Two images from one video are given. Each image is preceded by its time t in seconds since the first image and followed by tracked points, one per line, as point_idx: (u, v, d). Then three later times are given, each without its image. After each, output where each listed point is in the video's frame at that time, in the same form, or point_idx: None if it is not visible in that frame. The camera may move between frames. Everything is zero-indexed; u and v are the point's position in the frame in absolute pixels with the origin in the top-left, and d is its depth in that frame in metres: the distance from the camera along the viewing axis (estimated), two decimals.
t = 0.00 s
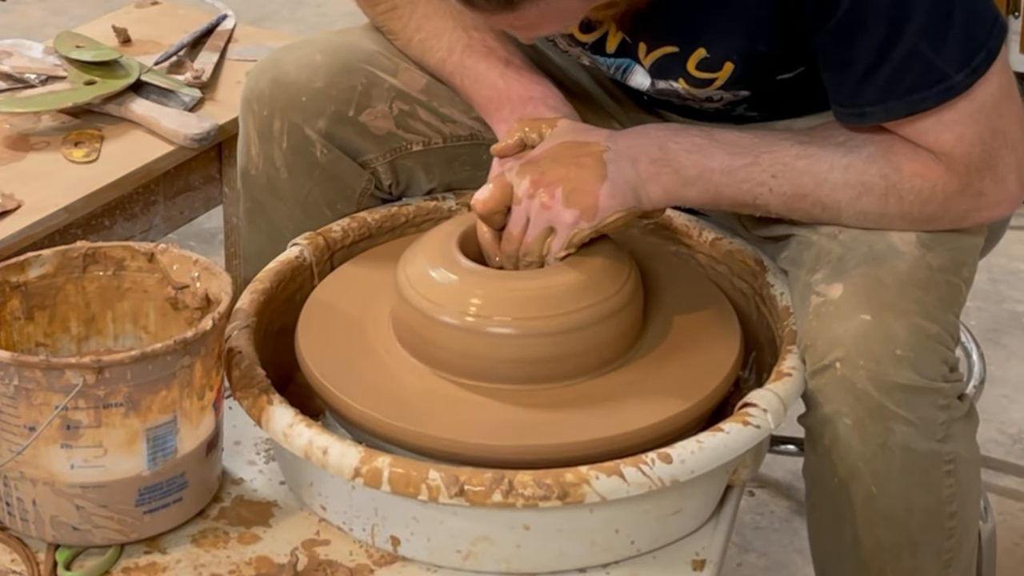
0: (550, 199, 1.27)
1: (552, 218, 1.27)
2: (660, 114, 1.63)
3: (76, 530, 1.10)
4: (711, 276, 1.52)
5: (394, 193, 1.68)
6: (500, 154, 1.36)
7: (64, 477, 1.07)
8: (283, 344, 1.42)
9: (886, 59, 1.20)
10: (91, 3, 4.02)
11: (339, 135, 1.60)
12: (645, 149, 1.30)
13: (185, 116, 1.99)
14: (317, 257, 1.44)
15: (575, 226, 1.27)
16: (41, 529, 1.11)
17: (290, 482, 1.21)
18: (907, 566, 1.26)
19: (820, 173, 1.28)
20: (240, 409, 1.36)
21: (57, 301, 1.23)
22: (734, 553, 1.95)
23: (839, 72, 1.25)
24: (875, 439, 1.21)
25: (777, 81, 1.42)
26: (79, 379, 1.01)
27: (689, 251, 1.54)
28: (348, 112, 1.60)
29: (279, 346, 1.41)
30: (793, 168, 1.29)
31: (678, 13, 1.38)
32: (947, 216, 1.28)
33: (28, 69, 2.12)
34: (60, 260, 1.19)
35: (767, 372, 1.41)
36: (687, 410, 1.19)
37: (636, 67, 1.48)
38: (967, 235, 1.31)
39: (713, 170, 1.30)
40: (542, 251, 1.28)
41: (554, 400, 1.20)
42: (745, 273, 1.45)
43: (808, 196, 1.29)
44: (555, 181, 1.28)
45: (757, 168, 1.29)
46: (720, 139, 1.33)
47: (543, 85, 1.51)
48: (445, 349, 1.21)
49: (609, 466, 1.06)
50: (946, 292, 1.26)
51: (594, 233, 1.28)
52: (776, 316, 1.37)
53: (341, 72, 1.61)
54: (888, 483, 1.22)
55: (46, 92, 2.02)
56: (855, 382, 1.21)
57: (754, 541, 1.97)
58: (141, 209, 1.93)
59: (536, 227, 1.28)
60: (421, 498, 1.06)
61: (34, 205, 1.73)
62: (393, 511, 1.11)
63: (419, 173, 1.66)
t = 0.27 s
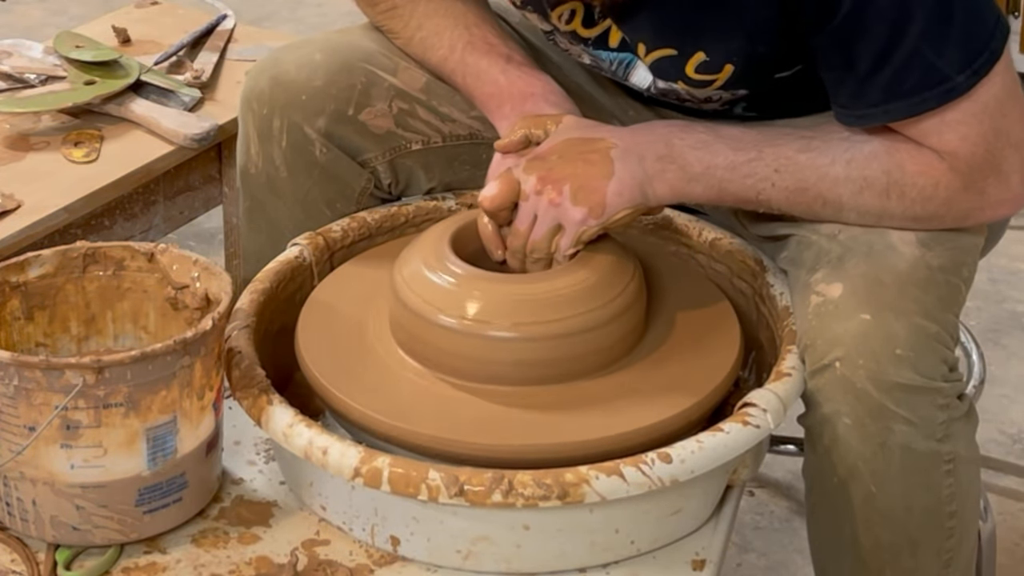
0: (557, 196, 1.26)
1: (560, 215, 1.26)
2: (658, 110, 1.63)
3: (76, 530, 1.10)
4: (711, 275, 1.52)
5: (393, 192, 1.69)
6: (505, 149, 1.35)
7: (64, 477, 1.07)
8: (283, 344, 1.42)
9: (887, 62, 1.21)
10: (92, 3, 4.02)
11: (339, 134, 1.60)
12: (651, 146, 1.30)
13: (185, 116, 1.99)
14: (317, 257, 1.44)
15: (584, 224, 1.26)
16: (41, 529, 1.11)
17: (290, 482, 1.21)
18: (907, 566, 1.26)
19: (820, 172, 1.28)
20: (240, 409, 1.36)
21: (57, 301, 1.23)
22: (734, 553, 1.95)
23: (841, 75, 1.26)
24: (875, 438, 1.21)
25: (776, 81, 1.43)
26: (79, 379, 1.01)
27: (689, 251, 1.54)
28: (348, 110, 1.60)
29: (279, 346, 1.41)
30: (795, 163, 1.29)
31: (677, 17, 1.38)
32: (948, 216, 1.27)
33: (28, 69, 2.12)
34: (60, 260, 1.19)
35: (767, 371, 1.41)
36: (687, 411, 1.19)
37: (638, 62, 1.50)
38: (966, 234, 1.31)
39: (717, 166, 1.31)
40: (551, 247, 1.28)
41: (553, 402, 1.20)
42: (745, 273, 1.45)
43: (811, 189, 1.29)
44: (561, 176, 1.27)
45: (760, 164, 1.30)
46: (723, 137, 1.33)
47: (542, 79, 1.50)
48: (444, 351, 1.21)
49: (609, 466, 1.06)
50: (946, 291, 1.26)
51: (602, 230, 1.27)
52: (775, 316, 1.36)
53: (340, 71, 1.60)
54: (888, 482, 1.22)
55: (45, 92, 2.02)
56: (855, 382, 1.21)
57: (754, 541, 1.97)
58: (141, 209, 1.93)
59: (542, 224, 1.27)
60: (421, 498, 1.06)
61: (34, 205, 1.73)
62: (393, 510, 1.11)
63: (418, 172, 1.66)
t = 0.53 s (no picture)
0: (590, 163, 1.24)
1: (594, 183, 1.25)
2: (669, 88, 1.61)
3: (76, 530, 1.10)
4: (711, 276, 1.52)
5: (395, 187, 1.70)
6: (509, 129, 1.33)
7: (64, 478, 1.07)
8: (282, 344, 1.42)
9: None
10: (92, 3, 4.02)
11: (341, 130, 1.61)
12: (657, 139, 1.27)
13: (185, 116, 1.99)
14: (317, 257, 1.44)
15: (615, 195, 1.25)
16: (41, 529, 1.11)
17: (290, 482, 1.21)
18: (913, 563, 1.26)
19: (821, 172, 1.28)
20: (240, 408, 1.36)
21: (57, 301, 1.23)
22: (734, 553, 1.95)
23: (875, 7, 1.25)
24: (884, 434, 1.21)
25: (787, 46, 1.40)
26: (79, 379, 1.01)
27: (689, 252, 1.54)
28: (349, 106, 1.60)
29: (279, 346, 1.41)
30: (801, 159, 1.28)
31: None
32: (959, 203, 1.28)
33: (28, 69, 2.12)
34: (60, 261, 1.19)
35: (767, 372, 1.41)
36: (686, 412, 1.19)
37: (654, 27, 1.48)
38: (969, 232, 1.31)
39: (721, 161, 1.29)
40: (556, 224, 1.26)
41: (552, 403, 1.19)
42: (745, 274, 1.45)
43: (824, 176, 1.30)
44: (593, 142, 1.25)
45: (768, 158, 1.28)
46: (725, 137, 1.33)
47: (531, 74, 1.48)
48: (444, 352, 1.21)
49: (609, 466, 1.06)
50: (955, 289, 1.26)
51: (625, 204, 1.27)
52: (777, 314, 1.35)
53: (340, 67, 1.60)
54: (896, 479, 1.22)
55: (46, 92, 2.02)
56: (865, 377, 1.21)
57: (754, 541, 1.97)
58: (141, 209, 1.93)
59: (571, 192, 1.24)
60: (421, 498, 1.06)
61: (34, 205, 1.73)
62: (393, 510, 1.11)
63: (419, 168, 1.68)
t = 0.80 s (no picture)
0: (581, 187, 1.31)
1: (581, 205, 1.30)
2: (670, 83, 1.60)
3: (76, 530, 1.10)
4: (711, 276, 1.52)
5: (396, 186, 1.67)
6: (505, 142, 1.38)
7: (64, 478, 1.07)
8: (283, 344, 1.42)
9: None
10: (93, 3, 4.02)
11: (341, 129, 1.60)
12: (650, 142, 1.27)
13: (185, 116, 1.99)
14: (317, 257, 1.44)
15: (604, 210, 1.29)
16: (41, 529, 1.11)
17: (290, 483, 1.20)
18: (914, 562, 1.26)
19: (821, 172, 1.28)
20: (240, 409, 1.36)
21: (57, 301, 1.23)
22: (734, 553, 1.95)
23: None
24: (885, 433, 1.21)
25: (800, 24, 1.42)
26: (79, 379, 1.01)
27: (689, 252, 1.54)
28: (348, 106, 1.60)
29: (279, 346, 1.41)
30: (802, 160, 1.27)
31: None
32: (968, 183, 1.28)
33: (28, 69, 2.12)
34: (59, 261, 1.19)
35: (767, 372, 1.41)
36: (686, 412, 1.19)
37: None
38: (972, 233, 1.30)
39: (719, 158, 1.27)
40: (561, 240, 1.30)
41: (553, 403, 1.20)
42: (745, 274, 1.45)
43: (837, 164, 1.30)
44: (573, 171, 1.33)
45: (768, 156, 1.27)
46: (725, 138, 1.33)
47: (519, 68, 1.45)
48: (444, 352, 1.21)
49: (609, 466, 1.06)
50: (955, 289, 1.25)
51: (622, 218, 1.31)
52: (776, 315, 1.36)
53: (339, 68, 1.60)
54: (896, 478, 1.22)
55: (46, 92, 2.02)
56: (866, 377, 1.21)
57: (754, 541, 1.97)
58: (141, 209, 1.93)
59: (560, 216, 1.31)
60: (421, 498, 1.06)
61: (34, 205, 1.73)
62: (393, 510, 1.11)
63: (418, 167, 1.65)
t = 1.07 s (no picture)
0: (589, 203, 1.30)
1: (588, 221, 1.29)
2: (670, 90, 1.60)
3: (76, 530, 1.10)
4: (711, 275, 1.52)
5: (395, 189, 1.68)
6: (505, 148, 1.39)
7: (64, 477, 1.07)
8: (283, 344, 1.42)
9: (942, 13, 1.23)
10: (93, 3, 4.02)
11: (343, 132, 1.60)
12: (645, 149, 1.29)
13: (185, 116, 1.99)
14: (317, 258, 1.44)
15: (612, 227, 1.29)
16: (41, 529, 1.11)
17: (290, 483, 1.20)
18: (912, 562, 1.26)
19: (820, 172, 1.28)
20: (240, 408, 1.36)
21: (57, 301, 1.23)
22: (734, 553, 1.95)
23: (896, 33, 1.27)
24: (881, 436, 1.21)
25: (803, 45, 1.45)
26: (79, 379, 1.01)
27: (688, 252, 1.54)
28: (352, 109, 1.60)
29: (279, 346, 1.41)
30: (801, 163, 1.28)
31: None
32: (968, 205, 1.28)
33: (28, 69, 2.12)
34: (60, 261, 1.19)
35: (767, 373, 1.41)
36: (687, 412, 1.19)
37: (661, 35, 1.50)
38: (973, 235, 1.30)
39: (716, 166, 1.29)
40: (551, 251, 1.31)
41: (554, 403, 1.20)
42: (745, 274, 1.46)
43: (844, 190, 1.30)
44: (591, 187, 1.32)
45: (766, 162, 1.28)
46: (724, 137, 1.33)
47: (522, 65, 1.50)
48: (445, 351, 1.21)
49: (609, 466, 1.06)
50: (952, 293, 1.25)
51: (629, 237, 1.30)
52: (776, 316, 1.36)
53: (344, 71, 1.61)
54: (892, 481, 1.22)
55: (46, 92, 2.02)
56: (861, 380, 1.21)
57: (754, 541, 1.97)
58: (141, 209, 1.93)
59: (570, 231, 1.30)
60: (421, 498, 1.06)
61: (34, 205, 1.73)
62: (393, 510, 1.11)
63: (419, 171, 1.67)
